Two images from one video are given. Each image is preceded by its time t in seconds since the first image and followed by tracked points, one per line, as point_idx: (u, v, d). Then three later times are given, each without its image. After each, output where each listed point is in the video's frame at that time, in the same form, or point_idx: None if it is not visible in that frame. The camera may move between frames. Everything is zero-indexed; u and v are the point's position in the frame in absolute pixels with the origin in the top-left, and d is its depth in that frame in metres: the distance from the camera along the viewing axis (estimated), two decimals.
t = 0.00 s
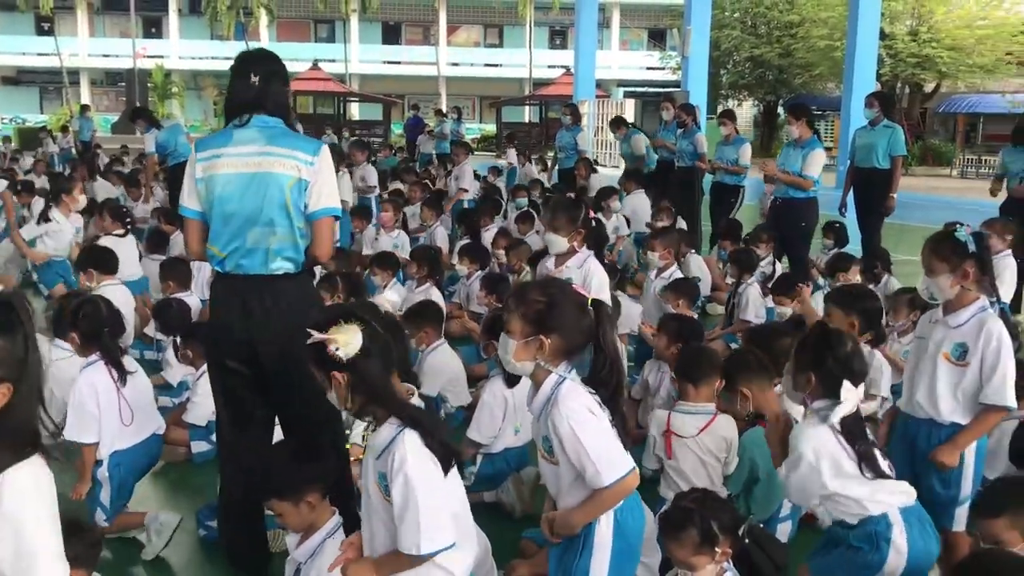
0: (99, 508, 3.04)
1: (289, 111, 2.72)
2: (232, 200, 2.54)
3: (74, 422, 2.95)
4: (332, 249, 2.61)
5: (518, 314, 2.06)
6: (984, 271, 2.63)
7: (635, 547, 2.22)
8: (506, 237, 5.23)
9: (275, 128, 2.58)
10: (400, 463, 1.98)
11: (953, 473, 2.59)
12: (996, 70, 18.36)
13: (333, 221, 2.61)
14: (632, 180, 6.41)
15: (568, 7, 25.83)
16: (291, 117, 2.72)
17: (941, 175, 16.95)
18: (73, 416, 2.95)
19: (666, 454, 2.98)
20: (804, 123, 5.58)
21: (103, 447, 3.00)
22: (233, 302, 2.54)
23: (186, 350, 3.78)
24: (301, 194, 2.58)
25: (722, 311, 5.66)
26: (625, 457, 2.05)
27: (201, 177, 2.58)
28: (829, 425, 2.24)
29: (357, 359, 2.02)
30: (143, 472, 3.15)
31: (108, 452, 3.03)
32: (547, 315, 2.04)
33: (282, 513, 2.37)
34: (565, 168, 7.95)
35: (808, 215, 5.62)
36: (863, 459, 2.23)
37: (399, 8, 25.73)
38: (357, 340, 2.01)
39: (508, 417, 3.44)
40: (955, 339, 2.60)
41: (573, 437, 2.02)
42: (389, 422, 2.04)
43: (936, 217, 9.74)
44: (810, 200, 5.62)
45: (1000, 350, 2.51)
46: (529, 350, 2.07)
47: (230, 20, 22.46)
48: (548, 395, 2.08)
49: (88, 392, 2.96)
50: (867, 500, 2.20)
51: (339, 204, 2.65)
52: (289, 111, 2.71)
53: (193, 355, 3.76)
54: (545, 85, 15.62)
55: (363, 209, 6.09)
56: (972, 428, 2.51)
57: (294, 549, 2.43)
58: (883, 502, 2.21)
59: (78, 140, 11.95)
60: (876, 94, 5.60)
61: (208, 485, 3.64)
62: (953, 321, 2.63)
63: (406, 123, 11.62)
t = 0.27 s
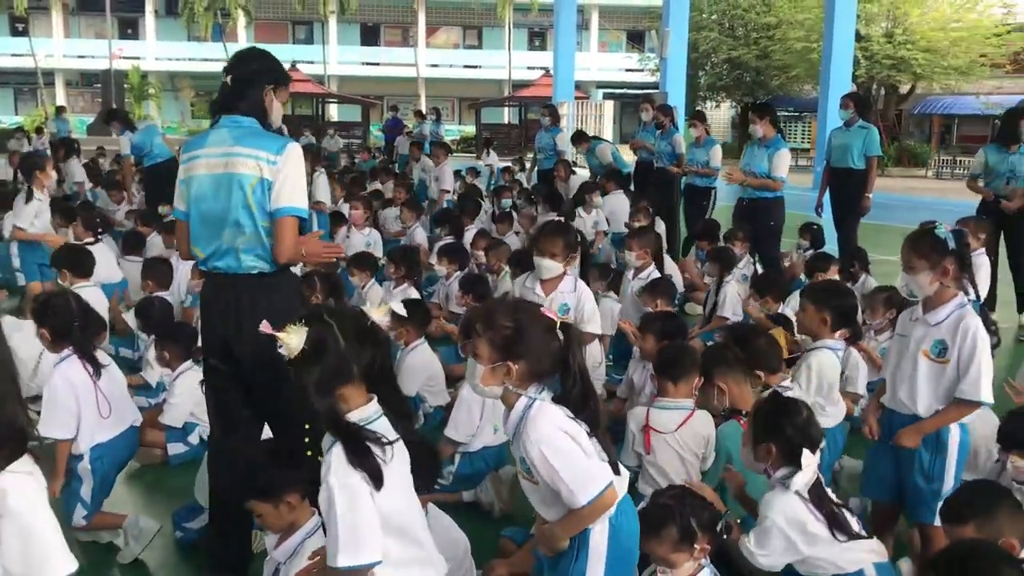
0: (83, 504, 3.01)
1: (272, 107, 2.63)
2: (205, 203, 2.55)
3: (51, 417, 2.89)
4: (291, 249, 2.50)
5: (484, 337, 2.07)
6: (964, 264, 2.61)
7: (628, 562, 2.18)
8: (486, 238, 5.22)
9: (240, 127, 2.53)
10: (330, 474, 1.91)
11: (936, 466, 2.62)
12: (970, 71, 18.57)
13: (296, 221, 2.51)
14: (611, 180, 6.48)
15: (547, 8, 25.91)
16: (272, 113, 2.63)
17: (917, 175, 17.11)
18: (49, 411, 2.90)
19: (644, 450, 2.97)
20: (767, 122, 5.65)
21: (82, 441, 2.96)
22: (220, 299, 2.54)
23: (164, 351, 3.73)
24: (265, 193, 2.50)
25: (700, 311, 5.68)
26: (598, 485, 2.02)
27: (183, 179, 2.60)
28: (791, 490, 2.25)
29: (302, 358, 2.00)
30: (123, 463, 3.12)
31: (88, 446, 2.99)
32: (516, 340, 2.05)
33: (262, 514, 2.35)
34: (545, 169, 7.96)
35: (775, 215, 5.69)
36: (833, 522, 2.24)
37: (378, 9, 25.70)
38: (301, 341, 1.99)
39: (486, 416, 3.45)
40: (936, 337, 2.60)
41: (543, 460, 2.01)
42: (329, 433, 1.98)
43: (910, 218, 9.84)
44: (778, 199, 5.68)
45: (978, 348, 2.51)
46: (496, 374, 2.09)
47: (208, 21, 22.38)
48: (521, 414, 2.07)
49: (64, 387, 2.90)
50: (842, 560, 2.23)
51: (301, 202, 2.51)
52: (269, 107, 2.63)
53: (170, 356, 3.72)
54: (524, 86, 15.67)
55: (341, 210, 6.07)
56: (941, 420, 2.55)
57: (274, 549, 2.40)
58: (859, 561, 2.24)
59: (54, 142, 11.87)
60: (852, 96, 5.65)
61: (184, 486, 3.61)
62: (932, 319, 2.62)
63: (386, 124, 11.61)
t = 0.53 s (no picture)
0: (57, 476, 2.88)
1: (274, 105, 2.56)
2: (205, 200, 2.54)
3: (18, 386, 2.76)
4: (275, 249, 2.44)
5: (462, 377, 2.07)
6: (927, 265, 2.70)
7: (608, 575, 2.17)
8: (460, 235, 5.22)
9: (237, 126, 2.50)
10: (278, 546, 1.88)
11: (911, 458, 2.61)
12: (938, 70, 18.82)
13: (289, 220, 2.45)
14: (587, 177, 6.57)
15: (520, 7, 25.93)
16: (274, 112, 2.56)
17: (886, 173, 17.30)
18: (15, 382, 2.77)
19: (620, 441, 2.99)
20: (726, 119, 5.68)
21: (51, 410, 2.84)
22: (224, 296, 2.52)
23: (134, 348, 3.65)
24: (257, 191, 2.47)
25: (672, 307, 5.72)
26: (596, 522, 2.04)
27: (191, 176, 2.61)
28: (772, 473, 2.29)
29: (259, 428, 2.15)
30: (92, 435, 3.01)
31: (57, 416, 2.87)
32: (495, 380, 2.05)
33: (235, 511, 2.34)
34: (518, 166, 7.97)
35: (734, 211, 5.77)
36: (805, 505, 2.32)
37: (350, 7, 25.59)
38: (256, 415, 2.14)
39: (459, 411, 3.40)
40: (906, 334, 2.62)
41: (541, 499, 2.01)
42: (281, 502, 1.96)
43: (879, 214, 9.96)
44: (736, 195, 5.76)
45: (948, 340, 2.52)
46: (477, 414, 2.08)
47: (178, 19, 22.17)
48: (510, 452, 2.06)
49: (31, 356, 2.79)
50: (787, 556, 2.31)
51: (291, 202, 2.45)
52: (271, 104, 2.56)
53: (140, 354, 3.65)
54: (497, 84, 15.67)
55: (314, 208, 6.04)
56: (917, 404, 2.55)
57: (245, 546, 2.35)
58: (802, 560, 2.32)
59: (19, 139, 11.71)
60: (821, 94, 5.71)
61: (155, 484, 3.59)
62: (900, 317, 2.64)
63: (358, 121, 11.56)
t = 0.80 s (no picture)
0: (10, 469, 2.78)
1: (272, 100, 2.54)
2: (202, 193, 2.53)
3: None
4: (264, 242, 2.40)
5: (459, 447, 2.09)
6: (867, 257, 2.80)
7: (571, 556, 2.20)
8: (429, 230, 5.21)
9: (231, 119, 2.48)
10: None
11: (870, 446, 2.62)
12: (902, 65, 19.06)
13: (281, 213, 2.41)
14: (558, 172, 6.81)
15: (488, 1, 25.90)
16: (272, 107, 2.55)
17: (852, 167, 17.51)
18: None
19: (590, 434, 2.99)
20: (684, 112, 5.65)
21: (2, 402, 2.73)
22: (226, 288, 2.49)
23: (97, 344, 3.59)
24: (248, 184, 2.44)
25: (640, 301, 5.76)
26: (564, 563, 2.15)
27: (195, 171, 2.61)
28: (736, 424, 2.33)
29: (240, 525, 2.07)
30: (48, 428, 2.90)
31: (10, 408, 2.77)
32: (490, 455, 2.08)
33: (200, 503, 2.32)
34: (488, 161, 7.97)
35: (689, 203, 5.88)
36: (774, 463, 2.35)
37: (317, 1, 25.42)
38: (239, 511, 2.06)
39: (427, 405, 3.41)
40: (856, 324, 2.66)
41: (532, 558, 2.09)
42: None
43: (844, 208, 10.06)
44: (694, 187, 5.86)
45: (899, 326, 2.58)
46: (471, 485, 2.12)
47: (141, 13, 21.92)
48: (500, 516, 2.15)
49: None
50: (753, 510, 2.33)
51: (281, 194, 2.41)
52: (269, 99, 2.54)
53: (105, 349, 3.59)
54: (465, 79, 15.66)
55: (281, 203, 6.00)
56: (878, 394, 2.58)
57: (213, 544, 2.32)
58: (769, 511, 2.33)
59: None
60: (786, 87, 5.74)
61: (118, 482, 3.54)
62: (848, 308, 2.68)
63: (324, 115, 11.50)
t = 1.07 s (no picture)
0: None
1: (259, 89, 2.51)
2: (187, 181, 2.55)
3: None
4: (235, 232, 2.38)
5: (417, 530, 2.00)
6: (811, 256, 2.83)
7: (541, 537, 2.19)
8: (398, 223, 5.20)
9: (213, 107, 2.48)
10: None
11: (820, 434, 2.66)
12: (868, 58, 19.25)
13: (256, 204, 2.39)
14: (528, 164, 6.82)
15: None
16: (259, 96, 2.51)
17: (819, 159, 17.67)
18: None
19: (561, 425, 2.99)
20: (649, 102, 5.59)
21: None
22: (213, 283, 2.48)
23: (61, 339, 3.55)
24: (225, 173, 2.43)
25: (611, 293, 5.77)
26: None
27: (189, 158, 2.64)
28: (703, 373, 2.32)
29: None
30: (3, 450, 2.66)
31: None
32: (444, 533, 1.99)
33: (168, 496, 2.30)
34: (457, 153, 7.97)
35: (650, 195, 5.90)
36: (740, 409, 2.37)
37: None
38: None
39: (395, 398, 3.40)
40: (797, 321, 2.68)
41: None
42: None
43: (810, 199, 10.16)
44: (660, 178, 5.88)
45: (834, 323, 2.59)
46: (427, 557, 2.04)
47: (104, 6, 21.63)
48: None
49: None
50: (733, 455, 2.33)
51: (255, 185, 2.39)
52: (257, 88, 2.50)
53: (70, 345, 3.55)
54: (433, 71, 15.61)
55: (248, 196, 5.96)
56: (799, 389, 2.62)
57: (182, 542, 2.33)
58: (745, 453, 2.35)
59: None
60: (755, 80, 5.78)
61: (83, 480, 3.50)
62: (788, 306, 2.70)
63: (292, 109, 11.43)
